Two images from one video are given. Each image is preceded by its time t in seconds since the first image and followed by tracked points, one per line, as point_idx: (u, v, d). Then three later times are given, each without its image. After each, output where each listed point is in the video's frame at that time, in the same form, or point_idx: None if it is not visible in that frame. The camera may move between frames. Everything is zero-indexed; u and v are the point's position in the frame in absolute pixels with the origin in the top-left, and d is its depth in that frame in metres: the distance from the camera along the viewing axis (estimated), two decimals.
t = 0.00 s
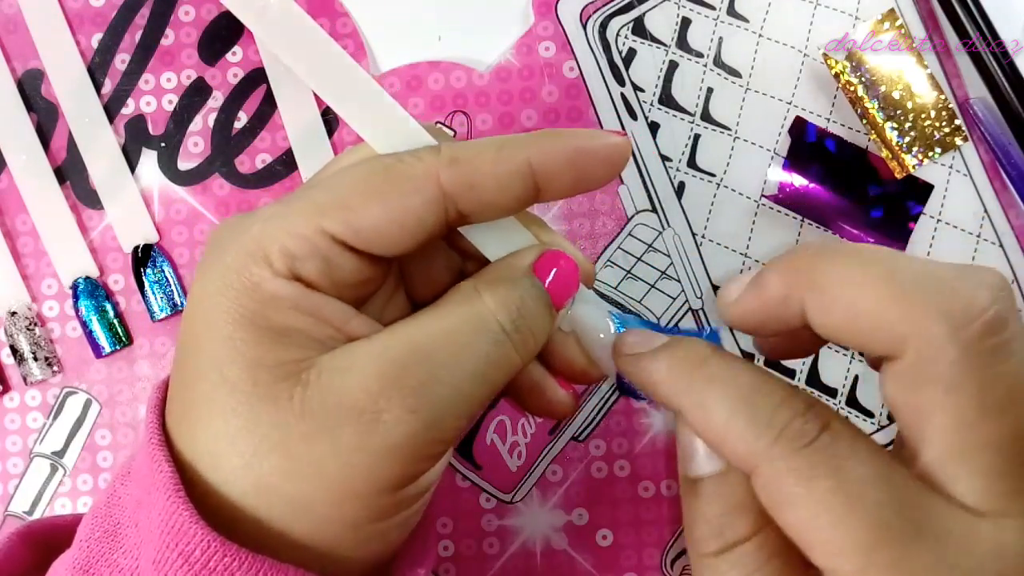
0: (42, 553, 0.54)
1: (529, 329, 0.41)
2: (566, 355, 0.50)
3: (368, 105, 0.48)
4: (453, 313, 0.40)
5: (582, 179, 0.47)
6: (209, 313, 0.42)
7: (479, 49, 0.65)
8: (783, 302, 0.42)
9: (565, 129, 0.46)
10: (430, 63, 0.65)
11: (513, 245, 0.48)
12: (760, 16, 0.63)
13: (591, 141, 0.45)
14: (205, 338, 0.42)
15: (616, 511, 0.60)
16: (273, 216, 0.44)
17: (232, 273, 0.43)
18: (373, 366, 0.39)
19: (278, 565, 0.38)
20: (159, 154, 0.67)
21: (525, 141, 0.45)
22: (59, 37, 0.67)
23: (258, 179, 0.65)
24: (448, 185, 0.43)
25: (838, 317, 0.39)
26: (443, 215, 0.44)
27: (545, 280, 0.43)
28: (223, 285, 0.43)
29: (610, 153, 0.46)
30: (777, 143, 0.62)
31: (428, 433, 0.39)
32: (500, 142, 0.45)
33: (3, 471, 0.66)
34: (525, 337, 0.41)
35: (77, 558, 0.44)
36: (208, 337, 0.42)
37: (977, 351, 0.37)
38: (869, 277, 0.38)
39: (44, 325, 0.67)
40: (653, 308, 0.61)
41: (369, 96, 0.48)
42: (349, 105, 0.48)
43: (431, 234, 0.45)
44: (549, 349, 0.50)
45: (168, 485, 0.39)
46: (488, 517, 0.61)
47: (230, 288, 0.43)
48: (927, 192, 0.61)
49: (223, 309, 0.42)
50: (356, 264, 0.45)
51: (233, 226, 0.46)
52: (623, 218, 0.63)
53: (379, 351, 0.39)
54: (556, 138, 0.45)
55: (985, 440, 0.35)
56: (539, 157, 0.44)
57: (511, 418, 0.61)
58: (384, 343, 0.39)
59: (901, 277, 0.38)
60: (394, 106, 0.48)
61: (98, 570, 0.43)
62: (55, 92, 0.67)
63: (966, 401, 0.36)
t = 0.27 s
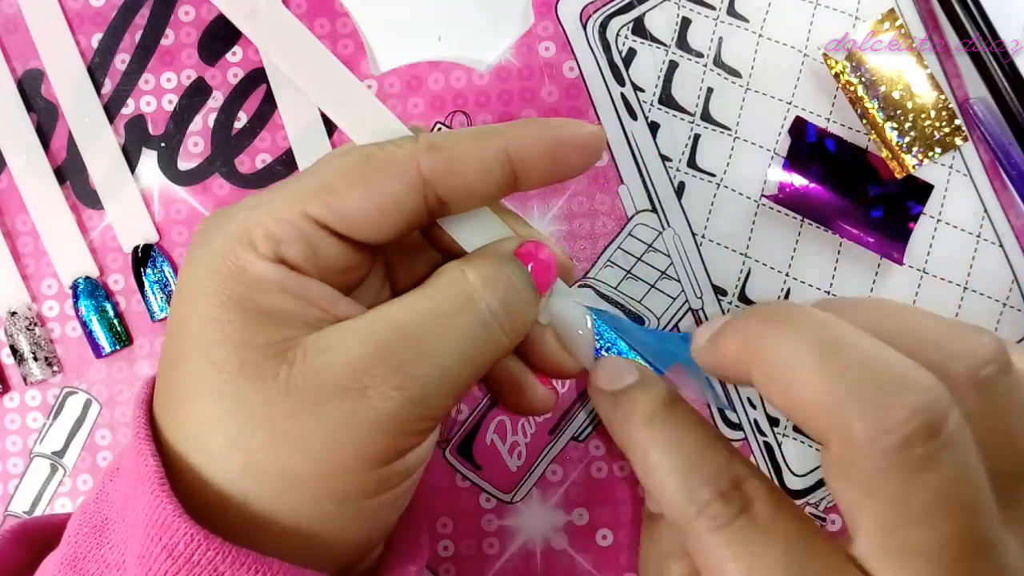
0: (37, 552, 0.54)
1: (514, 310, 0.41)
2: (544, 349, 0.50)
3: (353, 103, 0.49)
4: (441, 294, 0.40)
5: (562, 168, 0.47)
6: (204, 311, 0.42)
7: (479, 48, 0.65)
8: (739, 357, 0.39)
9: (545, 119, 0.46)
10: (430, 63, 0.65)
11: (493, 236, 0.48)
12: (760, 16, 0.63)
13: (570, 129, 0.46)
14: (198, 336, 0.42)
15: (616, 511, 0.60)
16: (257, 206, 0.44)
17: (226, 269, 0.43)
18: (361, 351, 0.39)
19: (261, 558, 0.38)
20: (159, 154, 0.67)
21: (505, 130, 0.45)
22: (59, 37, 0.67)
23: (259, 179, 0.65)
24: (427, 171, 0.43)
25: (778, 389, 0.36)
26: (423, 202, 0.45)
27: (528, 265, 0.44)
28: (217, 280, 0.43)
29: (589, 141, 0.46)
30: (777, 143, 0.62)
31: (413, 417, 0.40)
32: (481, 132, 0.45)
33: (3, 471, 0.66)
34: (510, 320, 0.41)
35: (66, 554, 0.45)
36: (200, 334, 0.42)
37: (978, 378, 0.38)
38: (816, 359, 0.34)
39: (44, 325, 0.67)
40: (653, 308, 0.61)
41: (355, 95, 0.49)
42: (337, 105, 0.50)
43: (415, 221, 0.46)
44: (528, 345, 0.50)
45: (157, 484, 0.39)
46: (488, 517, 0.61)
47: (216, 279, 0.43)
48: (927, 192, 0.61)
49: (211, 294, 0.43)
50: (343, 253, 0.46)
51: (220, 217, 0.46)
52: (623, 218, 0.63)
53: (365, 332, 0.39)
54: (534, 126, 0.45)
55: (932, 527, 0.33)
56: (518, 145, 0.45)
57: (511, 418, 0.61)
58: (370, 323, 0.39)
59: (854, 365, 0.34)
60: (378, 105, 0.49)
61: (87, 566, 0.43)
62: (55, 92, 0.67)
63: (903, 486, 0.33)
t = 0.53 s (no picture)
0: (33, 554, 0.54)
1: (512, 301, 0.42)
2: (534, 348, 0.50)
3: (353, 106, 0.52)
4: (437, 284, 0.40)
5: (550, 163, 0.47)
6: (200, 309, 0.42)
7: (479, 48, 0.65)
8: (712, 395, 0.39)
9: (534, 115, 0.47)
10: (430, 63, 0.65)
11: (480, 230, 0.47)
12: (760, 16, 0.63)
13: (559, 125, 0.46)
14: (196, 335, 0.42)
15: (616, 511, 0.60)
16: (252, 202, 0.45)
17: (224, 267, 0.43)
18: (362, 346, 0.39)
19: (256, 557, 0.38)
20: (159, 154, 0.67)
21: (494, 125, 0.46)
22: (60, 38, 0.67)
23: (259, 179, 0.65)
24: (420, 165, 0.44)
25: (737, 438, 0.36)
26: (417, 195, 0.45)
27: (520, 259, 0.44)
28: (214, 277, 0.43)
29: (578, 135, 0.47)
30: (777, 143, 0.62)
31: (415, 408, 0.41)
32: (471, 127, 0.46)
33: (3, 471, 0.66)
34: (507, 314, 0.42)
35: (61, 555, 0.45)
36: (197, 331, 0.42)
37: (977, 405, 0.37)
38: (775, 418, 0.34)
39: (44, 325, 0.67)
40: (653, 308, 0.61)
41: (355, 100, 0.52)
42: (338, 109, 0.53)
43: (410, 216, 0.46)
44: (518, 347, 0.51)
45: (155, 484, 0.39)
46: (488, 518, 0.61)
47: (214, 274, 0.43)
48: (927, 192, 0.61)
49: (208, 289, 0.43)
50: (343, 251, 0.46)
51: (216, 215, 0.46)
52: (623, 219, 0.63)
53: (366, 322, 0.40)
54: (524, 120, 0.46)
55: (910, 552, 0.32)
56: (507, 139, 0.46)
57: (511, 418, 0.61)
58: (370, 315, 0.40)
59: (811, 429, 0.33)
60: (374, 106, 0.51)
61: (82, 566, 0.43)
62: (55, 92, 0.67)
63: (863, 541, 0.33)
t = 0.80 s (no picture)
0: (29, 558, 0.54)
1: (514, 297, 0.42)
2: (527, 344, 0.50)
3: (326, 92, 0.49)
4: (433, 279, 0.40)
5: (543, 153, 0.47)
6: (198, 307, 0.42)
7: (480, 48, 0.65)
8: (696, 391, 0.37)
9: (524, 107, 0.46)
10: (430, 63, 0.65)
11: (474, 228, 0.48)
12: (760, 16, 0.63)
13: (550, 116, 0.46)
14: (192, 338, 0.41)
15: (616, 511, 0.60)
16: (248, 201, 0.44)
17: (223, 269, 0.43)
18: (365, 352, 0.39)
19: (260, 560, 0.38)
20: (159, 154, 0.67)
21: (487, 117, 0.45)
22: (60, 38, 0.67)
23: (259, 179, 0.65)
24: (413, 161, 0.44)
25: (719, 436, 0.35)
26: (411, 190, 0.45)
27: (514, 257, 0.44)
28: (212, 277, 0.43)
29: (567, 126, 0.46)
30: (777, 143, 0.62)
31: (418, 407, 0.41)
32: (462, 120, 0.46)
33: (3, 471, 0.66)
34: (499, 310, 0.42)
35: (61, 560, 0.45)
36: (196, 332, 0.42)
37: (969, 417, 0.35)
38: (755, 419, 0.32)
39: (44, 325, 0.67)
40: (652, 308, 0.61)
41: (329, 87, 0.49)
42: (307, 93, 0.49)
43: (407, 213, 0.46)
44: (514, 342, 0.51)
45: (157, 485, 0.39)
46: (488, 518, 0.61)
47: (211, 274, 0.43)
48: (927, 192, 0.61)
49: (206, 291, 0.42)
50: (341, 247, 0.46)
51: (211, 214, 0.46)
52: (623, 219, 0.63)
53: (367, 322, 0.40)
54: (514, 113, 0.46)
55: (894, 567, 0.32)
56: (500, 131, 0.45)
57: (511, 418, 0.61)
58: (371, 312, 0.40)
59: (788, 431, 0.31)
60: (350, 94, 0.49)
61: (82, 570, 0.43)
62: (55, 92, 0.67)
63: (839, 544, 0.32)
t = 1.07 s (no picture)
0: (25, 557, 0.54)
1: (503, 287, 0.42)
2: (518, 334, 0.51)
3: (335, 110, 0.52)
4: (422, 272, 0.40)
5: (529, 143, 0.48)
6: (193, 304, 0.42)
7: (480, 48, 0.65)
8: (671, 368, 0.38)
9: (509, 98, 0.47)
10: (430, 63, 0.65)
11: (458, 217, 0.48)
12: (760, 16, 0.63)
13: (534, 106, 0.47)
14: (184, 336, 0.41)
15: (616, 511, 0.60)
16: (235, 196, 0.45)
17: (219, 267, 0.43)
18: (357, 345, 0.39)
19: (254, 555, 0.38)
20: (159, 154, 0.67)
21: (473, 108, 0.46)
22: (60, 38, 0.67)
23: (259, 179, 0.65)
24: (399, 152, 0.44)
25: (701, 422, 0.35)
26: (398, 182, 0.45)
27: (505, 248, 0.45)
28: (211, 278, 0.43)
29: (553, 117, 0.47)
30: (777, 143, 0.62)
31: (411, 397, 0.41)
32: (447, 112, 0.46)
33: (3, 471, 0.66)
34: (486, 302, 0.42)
35: (55, 557, 0.45)
36: (188, 328, 0.42)
37: (948, 405, 0.36)
38: (733, 404, 0.33)
39: (44, 325, 0.67)
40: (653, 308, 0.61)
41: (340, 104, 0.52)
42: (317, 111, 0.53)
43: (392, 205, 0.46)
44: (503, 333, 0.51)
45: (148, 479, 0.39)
46: (488, 518, 0.61)
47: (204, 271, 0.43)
48: (927, 192, 0.61)
49: (195, 287, 0.42)
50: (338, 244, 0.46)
51: (199, 211, 0.46)
52: (623, 219, 0.63)
53: (357, 314, 0.40)
54: (500, 104, 0.46)
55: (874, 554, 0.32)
56: (484, 121, 0.46)
57: (511, 417, 0.61)
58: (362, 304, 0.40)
59: (762, 415, 0.32)
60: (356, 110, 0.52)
61: (76, 569, 0.43)
62: (55, 92, 0.67)
63: (810, 532, 0.33)
